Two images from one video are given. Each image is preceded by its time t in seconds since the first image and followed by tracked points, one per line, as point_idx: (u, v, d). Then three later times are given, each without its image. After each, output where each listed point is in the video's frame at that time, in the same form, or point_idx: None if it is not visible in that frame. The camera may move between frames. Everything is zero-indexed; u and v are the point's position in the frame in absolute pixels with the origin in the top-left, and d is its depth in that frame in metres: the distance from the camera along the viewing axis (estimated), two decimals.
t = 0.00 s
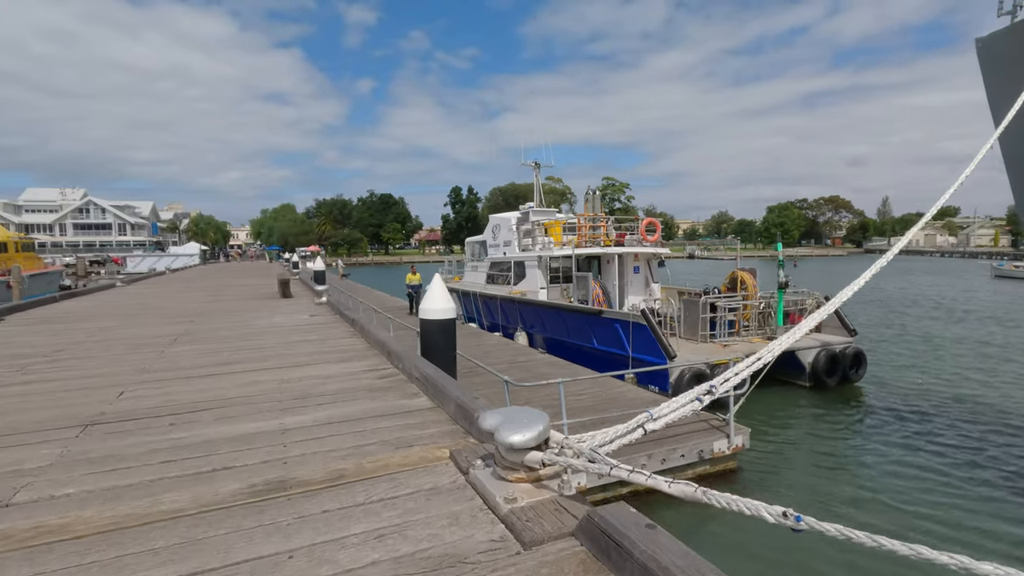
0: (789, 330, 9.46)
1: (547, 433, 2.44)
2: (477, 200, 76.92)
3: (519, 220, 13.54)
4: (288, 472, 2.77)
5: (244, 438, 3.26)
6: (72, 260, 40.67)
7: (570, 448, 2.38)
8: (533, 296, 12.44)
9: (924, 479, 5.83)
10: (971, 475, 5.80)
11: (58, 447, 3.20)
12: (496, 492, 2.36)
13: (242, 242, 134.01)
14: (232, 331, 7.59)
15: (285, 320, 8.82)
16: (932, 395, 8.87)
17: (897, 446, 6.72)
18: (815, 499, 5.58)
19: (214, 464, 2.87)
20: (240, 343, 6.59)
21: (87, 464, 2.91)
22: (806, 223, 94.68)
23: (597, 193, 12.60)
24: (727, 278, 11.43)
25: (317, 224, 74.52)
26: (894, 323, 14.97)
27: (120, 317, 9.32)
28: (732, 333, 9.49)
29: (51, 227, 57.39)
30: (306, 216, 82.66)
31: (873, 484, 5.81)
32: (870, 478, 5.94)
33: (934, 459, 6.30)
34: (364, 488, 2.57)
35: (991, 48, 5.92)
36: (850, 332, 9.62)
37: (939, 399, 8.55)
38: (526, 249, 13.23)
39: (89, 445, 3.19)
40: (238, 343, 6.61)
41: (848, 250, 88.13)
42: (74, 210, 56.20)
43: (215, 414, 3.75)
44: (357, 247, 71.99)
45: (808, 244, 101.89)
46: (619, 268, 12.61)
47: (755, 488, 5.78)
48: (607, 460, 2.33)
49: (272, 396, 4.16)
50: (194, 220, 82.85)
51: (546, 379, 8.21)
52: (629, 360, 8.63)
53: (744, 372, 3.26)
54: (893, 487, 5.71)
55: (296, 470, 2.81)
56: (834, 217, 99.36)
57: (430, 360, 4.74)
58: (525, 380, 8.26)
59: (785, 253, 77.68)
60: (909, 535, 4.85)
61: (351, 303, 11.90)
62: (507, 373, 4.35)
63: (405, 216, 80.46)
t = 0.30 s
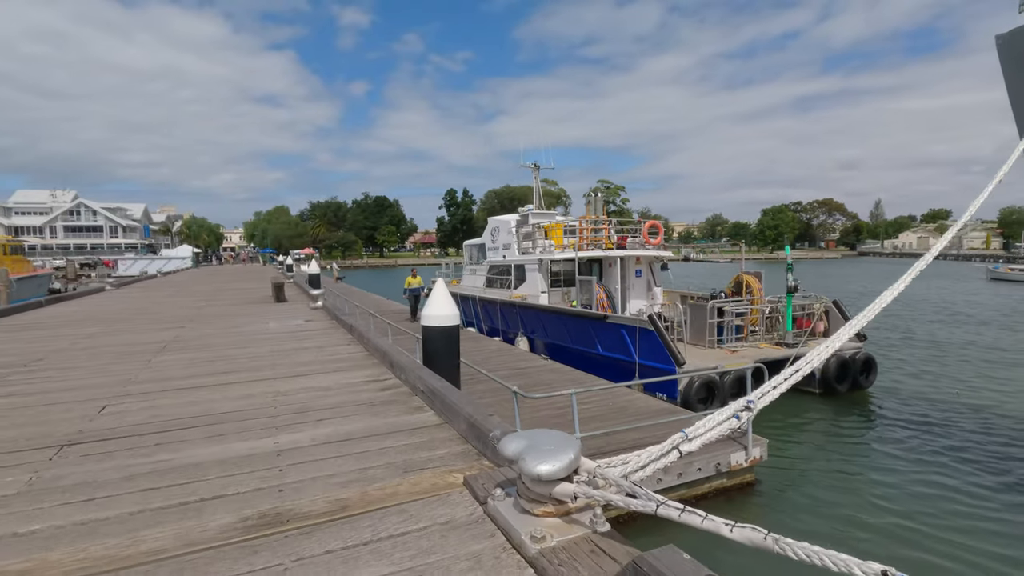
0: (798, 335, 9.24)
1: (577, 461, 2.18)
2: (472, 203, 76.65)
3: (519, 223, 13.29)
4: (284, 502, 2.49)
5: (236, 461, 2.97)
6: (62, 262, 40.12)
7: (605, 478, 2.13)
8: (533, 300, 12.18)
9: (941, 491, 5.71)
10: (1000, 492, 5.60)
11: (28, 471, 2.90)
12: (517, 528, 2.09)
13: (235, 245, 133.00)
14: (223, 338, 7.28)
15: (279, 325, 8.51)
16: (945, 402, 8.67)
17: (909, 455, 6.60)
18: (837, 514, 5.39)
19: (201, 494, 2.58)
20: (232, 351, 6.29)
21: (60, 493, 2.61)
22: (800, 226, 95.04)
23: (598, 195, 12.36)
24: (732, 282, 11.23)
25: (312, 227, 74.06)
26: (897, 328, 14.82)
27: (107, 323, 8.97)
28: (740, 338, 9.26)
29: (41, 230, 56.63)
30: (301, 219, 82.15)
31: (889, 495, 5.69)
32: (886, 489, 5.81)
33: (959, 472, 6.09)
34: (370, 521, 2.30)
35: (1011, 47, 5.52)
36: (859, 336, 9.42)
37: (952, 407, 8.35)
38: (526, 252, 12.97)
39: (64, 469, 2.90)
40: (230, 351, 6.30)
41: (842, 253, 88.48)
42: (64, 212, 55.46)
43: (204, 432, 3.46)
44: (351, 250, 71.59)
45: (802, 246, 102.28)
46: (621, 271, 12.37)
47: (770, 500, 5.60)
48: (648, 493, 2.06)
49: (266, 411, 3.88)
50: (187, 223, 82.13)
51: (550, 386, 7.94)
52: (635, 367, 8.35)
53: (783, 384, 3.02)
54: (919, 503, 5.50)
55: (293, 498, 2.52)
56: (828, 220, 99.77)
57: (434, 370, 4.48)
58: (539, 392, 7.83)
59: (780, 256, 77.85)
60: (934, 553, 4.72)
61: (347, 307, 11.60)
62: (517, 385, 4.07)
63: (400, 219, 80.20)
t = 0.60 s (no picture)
0: (809, 339, 9.01)
1: (622, 492, 1.92)
2: (469, 205, 76.35)
3: (521, 224, 13.04)
4: (286, 536, 2.21)
5: (229, 485, 2.69)
6: (54, 264, 39.52)
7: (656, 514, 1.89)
8: (535, 303, 11.91)
9: (967, 507, 5.54)
10: None
11: None
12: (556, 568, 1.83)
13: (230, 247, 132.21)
14: (217, 344, 6.96)
15: (276, 330, 8.20)
16: (960, 409, 8.47)
17: (928, 468, 6.43)
18: (866, 533, 5.14)
19: (191, 527, 2.30)
20: (226, 358, 5.98)
21: (32, 525, 2.33)
22: (797, 228, 95.21)
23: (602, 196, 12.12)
24: (739, 284, 11.02)
25: (307, 228, 73.57)
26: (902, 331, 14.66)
27: (95, 328, 8.63)
28: (750, 342, 9.02)
29: (33, 232, 55.94)
30: (296, 221, 81.60)
31: (918, 514, 5.45)
32: (912, 505, 5.61)
33: (988, 489, 5.86)
34: (381, 560, 2.02)
35: None
36: (871, 341, 9.20)
37: (968, 414, 8.14)
38: (528, 254, 12.72)
39: (38, 496, 2.61)
40: (224, 358, 5.99)
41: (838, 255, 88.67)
42: (57, 214, 54.76)
43: (195, 451, 3.16)
44: (347, 252, 71.18)
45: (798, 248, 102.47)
46: (625, 274, 12.13)
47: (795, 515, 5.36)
48: (711, 536, 1.81)
49: (263, 426, 3.58)
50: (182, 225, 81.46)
51: (557, 393, 7.66)
52: (644, 372, 8.08)
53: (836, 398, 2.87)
54: (952, 523, 5.26)
55: (293, 532, 2.24)
56: (824, 222, 100.01)
57: (442, 380, 4.22)
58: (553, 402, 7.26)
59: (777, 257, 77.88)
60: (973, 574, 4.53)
61: (345, 310, 11.30)
62: (532, 396, 3.81)
63: (396, 221, 79.83)
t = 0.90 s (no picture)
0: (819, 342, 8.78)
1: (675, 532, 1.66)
2: (465, 207, 76.08)
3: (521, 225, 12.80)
4: None
5: (216, 514, 2.40)
6: (45, 267, 38.98)
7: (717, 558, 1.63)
8: (537, 305, 11.66)
9: (999, 520, 5.29)
10: None
11: None
12: None
13: (224, 249, 131.40)
14: (209, 350, 6.65)
15: (270, 335, 7.89)
16: (974, 416, 8.25)
17: (952, 477, 6.18)
18: (896, 548, 4.87)
19: (172, 567, 2.01)
20: (217, 365, 5.67)
21: None
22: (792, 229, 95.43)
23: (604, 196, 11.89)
24: (745, 286, 10.82)
25: (303, 230, 73.09)
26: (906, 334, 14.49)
27: (83, 333, 8.29)
28: (759, 345, 8.78)
29: (24, 234, 55.26)
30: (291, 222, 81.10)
31: (948, 527, 5.20)
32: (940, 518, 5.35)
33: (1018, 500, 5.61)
34: None
35: None
36: (882, 344, 8.98)
37: (985, 421, 7.93)
38: (528, 256, 12.48)
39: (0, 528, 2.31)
40: (215, 365, 5.68)
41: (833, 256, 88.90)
42: (48, 215, 54.11)
43: (182, 472, 2.87)
44: (342, 254, 70.76)
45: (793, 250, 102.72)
46: (628, 275, 11.88)
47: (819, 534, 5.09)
48: None
49: (257, 443, 3.29)
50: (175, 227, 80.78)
51: (563, 399, 7.38)
52: (652, 377, 7.81)
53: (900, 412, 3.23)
54: (984, 538, 5.00)
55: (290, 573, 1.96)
56: (819, 224, 100.31)
57: (448, 390, 3.96)
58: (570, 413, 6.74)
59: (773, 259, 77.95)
60: None
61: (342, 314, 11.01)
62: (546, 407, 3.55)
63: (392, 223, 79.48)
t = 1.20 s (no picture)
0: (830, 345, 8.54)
1: None
2: (460, 206, 75.70)
3: (520, 224, 12.52)
4: None
5: (199, 555, 2.10)
6: (34, 266, 38.34)
7: None
8: (537, 306, 11.37)
9: None
10: None
11: None
12: None
13: (217, 248, 130.35)
14: (198, 355, 6.32)
15: (263, 338, 7.57)
16: (990, 422, 8.03)
17: (977, 491, 5.94)
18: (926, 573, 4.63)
19: None
20: (206, 372, 5.35)
21: None
22: (786, 229, 95.67)
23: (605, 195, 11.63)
24: (750, 287, 10.59)
25: (296, 229, 72.51)
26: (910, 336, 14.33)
27: (66, 337, 7.93)
28: (768, 347, 8.53)
29: (12, 233, 54.44)
30: (284, 221, 80.45)
31: (979, 550, 4.95)
32: (970, 538, 5.10)
33: None
34: None
35: None
36: (893, 346, 8.75)
37: (1001, 428, 7.70)
38: (528, 255, 12.20)
39: None
40: (204, 372, 5.36)
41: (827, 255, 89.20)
42: (37, 214, 53.28)
43: (163, 501, 2.57)
44: (336, 253, 70.18)
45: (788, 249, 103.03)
46: (630, 275, 11.62)
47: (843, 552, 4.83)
48: None
49: (247, 465, 2.98)
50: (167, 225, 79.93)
51: (568, 404, 7.10)
52: (660, 381, 7.54)
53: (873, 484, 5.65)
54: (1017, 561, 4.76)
55: None
56: (813, 223, 100.61)
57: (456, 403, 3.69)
58: (585, 427, 6.24)
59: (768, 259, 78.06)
60: None
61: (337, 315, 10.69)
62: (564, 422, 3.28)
63: (386, 222, 79.19)
